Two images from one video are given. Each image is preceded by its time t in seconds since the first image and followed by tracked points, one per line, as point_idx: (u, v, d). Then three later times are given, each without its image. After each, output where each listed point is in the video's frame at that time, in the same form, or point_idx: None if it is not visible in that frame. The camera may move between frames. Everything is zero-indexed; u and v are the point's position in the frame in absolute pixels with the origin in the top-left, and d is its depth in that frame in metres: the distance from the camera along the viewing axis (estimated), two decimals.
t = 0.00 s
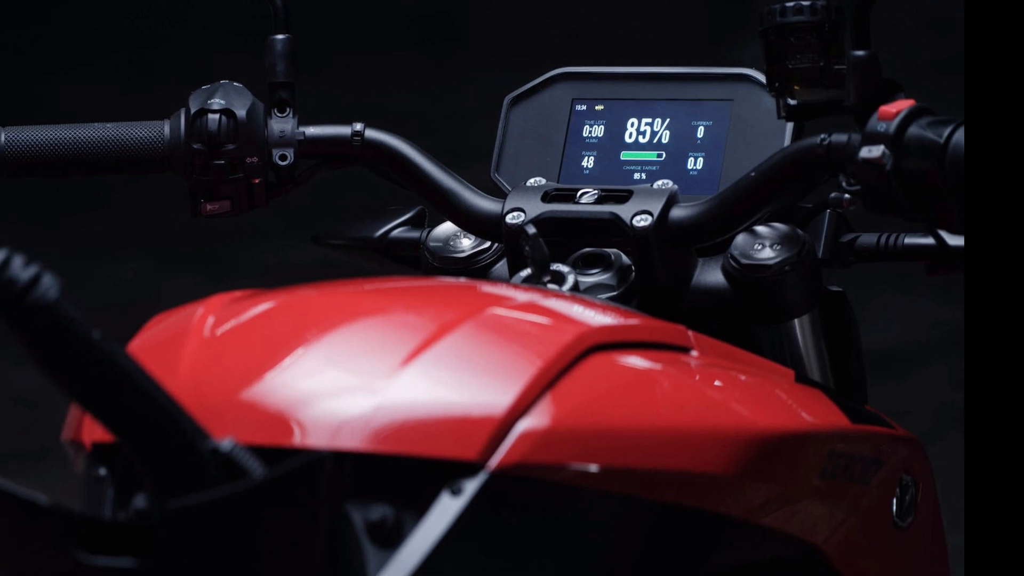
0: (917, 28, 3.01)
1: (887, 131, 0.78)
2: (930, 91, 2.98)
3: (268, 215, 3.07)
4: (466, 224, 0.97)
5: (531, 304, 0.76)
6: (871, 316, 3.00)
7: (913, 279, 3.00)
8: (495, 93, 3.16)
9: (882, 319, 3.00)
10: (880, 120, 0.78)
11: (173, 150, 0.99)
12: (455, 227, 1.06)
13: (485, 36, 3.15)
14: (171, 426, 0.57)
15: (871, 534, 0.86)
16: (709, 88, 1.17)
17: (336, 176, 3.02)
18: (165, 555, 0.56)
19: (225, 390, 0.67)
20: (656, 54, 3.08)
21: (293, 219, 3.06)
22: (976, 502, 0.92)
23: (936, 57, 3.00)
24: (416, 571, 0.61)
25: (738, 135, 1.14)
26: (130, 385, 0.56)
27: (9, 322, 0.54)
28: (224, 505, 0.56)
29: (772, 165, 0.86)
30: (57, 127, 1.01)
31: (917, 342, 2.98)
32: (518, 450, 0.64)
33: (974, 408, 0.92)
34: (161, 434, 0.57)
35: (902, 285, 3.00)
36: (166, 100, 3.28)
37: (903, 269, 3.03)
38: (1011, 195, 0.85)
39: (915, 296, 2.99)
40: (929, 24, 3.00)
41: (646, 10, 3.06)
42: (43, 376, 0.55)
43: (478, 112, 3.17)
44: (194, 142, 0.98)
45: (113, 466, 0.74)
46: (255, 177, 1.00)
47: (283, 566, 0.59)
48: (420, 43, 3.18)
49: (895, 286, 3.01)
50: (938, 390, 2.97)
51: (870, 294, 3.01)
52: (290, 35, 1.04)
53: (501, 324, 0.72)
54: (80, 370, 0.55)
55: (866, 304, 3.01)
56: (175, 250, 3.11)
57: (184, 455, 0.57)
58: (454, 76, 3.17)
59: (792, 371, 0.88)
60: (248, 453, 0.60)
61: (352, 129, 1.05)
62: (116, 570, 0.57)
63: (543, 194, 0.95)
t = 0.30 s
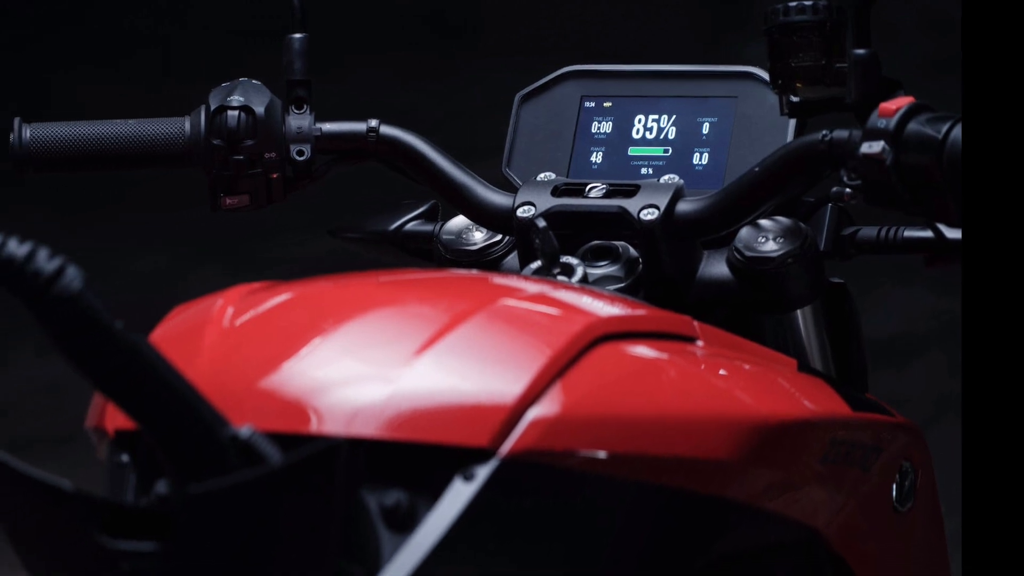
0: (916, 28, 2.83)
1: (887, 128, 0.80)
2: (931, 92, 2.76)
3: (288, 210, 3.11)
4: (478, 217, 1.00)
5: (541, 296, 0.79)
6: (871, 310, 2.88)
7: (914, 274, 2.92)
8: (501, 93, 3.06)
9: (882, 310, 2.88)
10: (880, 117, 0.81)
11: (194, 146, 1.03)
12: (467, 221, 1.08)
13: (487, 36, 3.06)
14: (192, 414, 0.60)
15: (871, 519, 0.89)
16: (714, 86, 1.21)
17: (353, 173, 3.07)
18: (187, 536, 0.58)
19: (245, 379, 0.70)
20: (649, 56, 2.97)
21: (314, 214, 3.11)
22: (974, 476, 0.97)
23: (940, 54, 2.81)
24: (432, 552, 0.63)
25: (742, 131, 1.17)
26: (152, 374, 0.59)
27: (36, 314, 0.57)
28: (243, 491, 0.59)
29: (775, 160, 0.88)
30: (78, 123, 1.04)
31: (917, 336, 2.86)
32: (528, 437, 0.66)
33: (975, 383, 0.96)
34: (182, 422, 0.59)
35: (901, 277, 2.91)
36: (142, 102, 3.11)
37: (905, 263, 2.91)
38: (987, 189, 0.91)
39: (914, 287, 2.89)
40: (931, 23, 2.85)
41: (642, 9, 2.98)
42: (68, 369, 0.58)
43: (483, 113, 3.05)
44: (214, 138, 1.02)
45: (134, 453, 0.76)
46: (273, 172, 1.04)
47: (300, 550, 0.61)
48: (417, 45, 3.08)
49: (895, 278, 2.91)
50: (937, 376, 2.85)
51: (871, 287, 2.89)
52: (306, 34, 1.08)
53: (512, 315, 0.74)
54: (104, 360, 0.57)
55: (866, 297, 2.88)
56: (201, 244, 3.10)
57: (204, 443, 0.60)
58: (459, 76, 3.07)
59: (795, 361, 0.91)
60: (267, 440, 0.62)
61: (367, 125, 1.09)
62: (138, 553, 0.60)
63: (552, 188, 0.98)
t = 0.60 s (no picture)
0: (917, 28, 3.09)
1: (886, 124, 0.83)
2: (929, 90, 3.08)
3: (302, 205, 3.17)
4: (489, 211, 1.02)
5: (550, 287, 0.81)
6: (872, 299, 3.05)
7: (911, 266, 3.08)
8: (501, 92, 3.27)
9: (882, 302, 3.05)
10: (880, 114, 0.83)
11: (214, 141, 1.06)
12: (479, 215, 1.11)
13: (505, 37, 3.26)
14: (213, 404, 0.63)
15: (872, 504, 0.92)
16: (719, 83, 1.23)
17: (370, 166, 3.13)
18: (206, 526, 0.62)
19: (263, 368, 0.73)
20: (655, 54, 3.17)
21: (326, 207, 3.16)
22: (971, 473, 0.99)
23: (936, 55, 3.09)
24: (444, 538, 0.66)
25: (747, 126, 1.19)
26: (175, 365, 0.62)
27: (59, 306, 0.60)
28: (266, 474, 0.62)
29: (779, 155, 0.91)
30: (104, 120, 1.08)
31: (917, 325, 3.02)
32: (538, 424, 0.69)
33: (974, 386, 1.00)
34: (205, 413, 0.62)
35: (901, 270, 3.07)
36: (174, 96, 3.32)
37: (900, 254, 3.11)
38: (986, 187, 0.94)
39: (913, 281, 3.05)
40: (931, 25, 3.09)
41: (646, 10, 3.17)
42: (93, 358, 0.61)
43: (484, 112, 3.27)
44: (232, 134, 1.05)
45: (155, 440, 0.79)
46: (290, 167, 1.07)
47: (319, 535, 0.65)
48: (422, 45, 3.26)
49: (894, 270, 3.07)
50: (936, 368, 3.00)
51: (871, 278, 3.07)
52: (322, 33, 1.10)
53: (523, 306, 0.77)
54: (128, 351, 0.60)
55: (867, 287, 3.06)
56: (223, 236, 3.20)
57: (225, 433, 0.63)
58: (463, 76, 3.26)
59: (798, 350, 0.93)
60: (285, 429, 0.65)
61: (382, 122, 1.11)
62: (161, 537, 0.62)
63: (561, 183, 1.00)
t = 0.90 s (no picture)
0: (917, 28, 2.77)
1: (886, 121, 0.85)
2: (930, 89, 2.74)
3: (317, 200, 3.18)
4: (500, 206, 1.05)
5: (559, 280, 0.84)
6: (872, 293, 2.92)
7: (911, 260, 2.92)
8: (507, 92, 3.24)
9: (882, 295, 2.92)
10: (880, 111, 0.86)
11: (233, 137, 1.09)
12: (490, 209, 1.13)
13: (509, 35, 3.23)
14: (230, 394, 0.65)
15: (873, 491, 0.94)
16: (724, 81, 1.25)
17: (386, 162, 3.15)
18: (231, 509, 0.64)
19: (280, 358, 0.76)
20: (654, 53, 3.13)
21: (342, 202, 3.17)
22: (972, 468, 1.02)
23: (940, 49, 2.76)
24: (455, 524, 0.68)
25: (751, 122, 1.22)
26: (194, 355, 0.64)
27: (83, 298, 0.63)
28: (281, 463, 0.64)
29: (782, 151, 0.94)
30: (126, 116, 1.11)
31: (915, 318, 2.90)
32: (548, 413, 0.71)
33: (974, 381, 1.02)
34: (223, 404, 0.65)
35: (902, 264, 2.92)
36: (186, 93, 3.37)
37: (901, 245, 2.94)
38: (982, 177, 0.99)
39: (912, 274, 2.91)
40: (931, 24, 2.78)
41: (645, 9, 3.13)
42: (114, 350, 0.64)
43: (493, 111, 3.24)
44: (250, 130, 1.08)
45: (175, 428, 0.82)
46: (306, 163, 1.10)
47: (333, 521, 0.68)
48: (422, 45, 3.28)
49: (895, 264, 2.92)
50: (935, 357, 2.88)
51: (870, 270, 2.93)
52: (338, 32, 1.12)
53: (533, 298, 0.79)
54: (146, 342, 0.63)
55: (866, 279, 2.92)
56: (242, 232, 3.24)
57: (243, 422, 0.65)
58: (468, 76, 3.26)
59: (800, 341, 0.96)
60: (301, 418, 0.68)
61: (396, 118, 1.15)
62: (180, 522, 0.65)
63: (570, 178, 1.03)
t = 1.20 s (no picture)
0: (919, 28, 2.73)
1: (886, 117, 0.87)
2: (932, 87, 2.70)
3: (334, 195, 3.20)
4: (510, 200, 1.08)
5: (568, 272, 0.86)
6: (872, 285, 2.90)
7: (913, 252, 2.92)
8: (513, 91, 3.27)
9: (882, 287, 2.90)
10: (880, 107, 0.88)
11: (250, 134, 1.11)
12: (501, 203, 1.16)
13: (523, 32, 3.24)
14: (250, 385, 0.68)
15: (873, 479, 0.97)
16: (728, 79, 1.28)
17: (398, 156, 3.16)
18: (250, 497, 0.66)
19: (297, 349, 0.78)
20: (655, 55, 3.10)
21: (356, 197, 3.17)
22: (971, 454, 1.09)
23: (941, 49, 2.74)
24: (466, 510, 0.71)
25: (754, 119, 1.24)
26: (213, 345, 0.67)
27: (106, 293, 0.66)
28: (297, 452, 0.66)
29: (784, 146, 0.97)
30: (145, 113, 1.14)
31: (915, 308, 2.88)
32: (557, 402, 0.74)
33: (975, 372, 1.09)
34: (241, 395, 0.68)
35: (902, 257, 2.91)
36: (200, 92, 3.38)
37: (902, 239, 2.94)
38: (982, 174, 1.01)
39: (912, 267, 2.89)
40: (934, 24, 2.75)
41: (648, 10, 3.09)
42: (136, 342, 0.67)
43: (495, 110, 3.27)
44: (267, 127, 1.11)
45: (193, 417, 0.84)
46: (321, 159, 1.13)
47: (349, 510, 0.70)
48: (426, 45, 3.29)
49: (896, 256, 2.91)
50: (935, 348, 2.87)
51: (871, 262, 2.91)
52: (352, 32, 1.15)
53: (542, 289, 0.82)
54: (166, 335, 0.66)
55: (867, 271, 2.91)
56: (258, 225, 3.26)
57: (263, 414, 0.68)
58: (469, 76, 3.29)
59: (802, 332, 0.98)
60: (316, 407, 0.70)
61: (408, 115, 1.17)
62: (196, 508, 0.68)
63: (579, 173, 1.06)
